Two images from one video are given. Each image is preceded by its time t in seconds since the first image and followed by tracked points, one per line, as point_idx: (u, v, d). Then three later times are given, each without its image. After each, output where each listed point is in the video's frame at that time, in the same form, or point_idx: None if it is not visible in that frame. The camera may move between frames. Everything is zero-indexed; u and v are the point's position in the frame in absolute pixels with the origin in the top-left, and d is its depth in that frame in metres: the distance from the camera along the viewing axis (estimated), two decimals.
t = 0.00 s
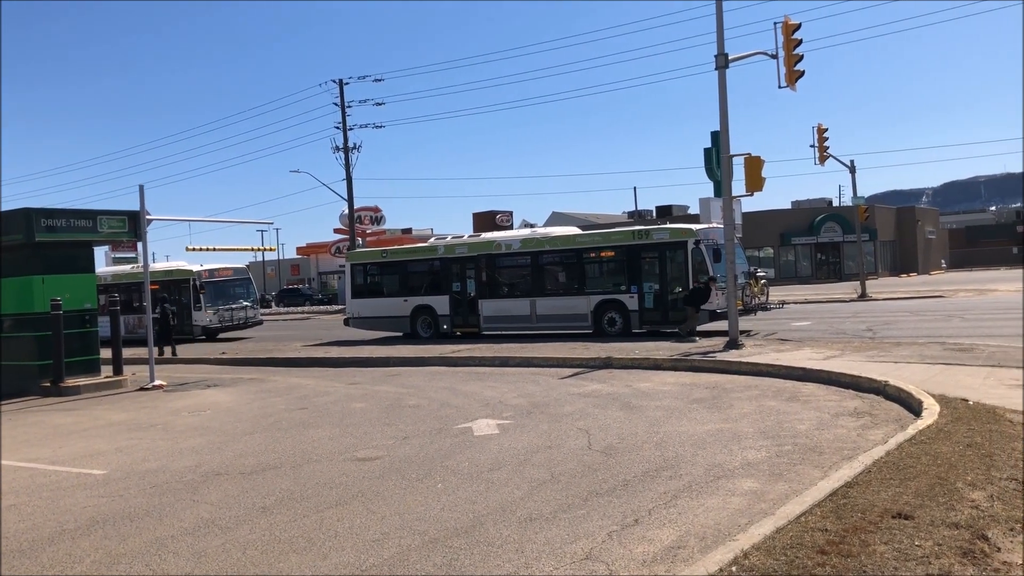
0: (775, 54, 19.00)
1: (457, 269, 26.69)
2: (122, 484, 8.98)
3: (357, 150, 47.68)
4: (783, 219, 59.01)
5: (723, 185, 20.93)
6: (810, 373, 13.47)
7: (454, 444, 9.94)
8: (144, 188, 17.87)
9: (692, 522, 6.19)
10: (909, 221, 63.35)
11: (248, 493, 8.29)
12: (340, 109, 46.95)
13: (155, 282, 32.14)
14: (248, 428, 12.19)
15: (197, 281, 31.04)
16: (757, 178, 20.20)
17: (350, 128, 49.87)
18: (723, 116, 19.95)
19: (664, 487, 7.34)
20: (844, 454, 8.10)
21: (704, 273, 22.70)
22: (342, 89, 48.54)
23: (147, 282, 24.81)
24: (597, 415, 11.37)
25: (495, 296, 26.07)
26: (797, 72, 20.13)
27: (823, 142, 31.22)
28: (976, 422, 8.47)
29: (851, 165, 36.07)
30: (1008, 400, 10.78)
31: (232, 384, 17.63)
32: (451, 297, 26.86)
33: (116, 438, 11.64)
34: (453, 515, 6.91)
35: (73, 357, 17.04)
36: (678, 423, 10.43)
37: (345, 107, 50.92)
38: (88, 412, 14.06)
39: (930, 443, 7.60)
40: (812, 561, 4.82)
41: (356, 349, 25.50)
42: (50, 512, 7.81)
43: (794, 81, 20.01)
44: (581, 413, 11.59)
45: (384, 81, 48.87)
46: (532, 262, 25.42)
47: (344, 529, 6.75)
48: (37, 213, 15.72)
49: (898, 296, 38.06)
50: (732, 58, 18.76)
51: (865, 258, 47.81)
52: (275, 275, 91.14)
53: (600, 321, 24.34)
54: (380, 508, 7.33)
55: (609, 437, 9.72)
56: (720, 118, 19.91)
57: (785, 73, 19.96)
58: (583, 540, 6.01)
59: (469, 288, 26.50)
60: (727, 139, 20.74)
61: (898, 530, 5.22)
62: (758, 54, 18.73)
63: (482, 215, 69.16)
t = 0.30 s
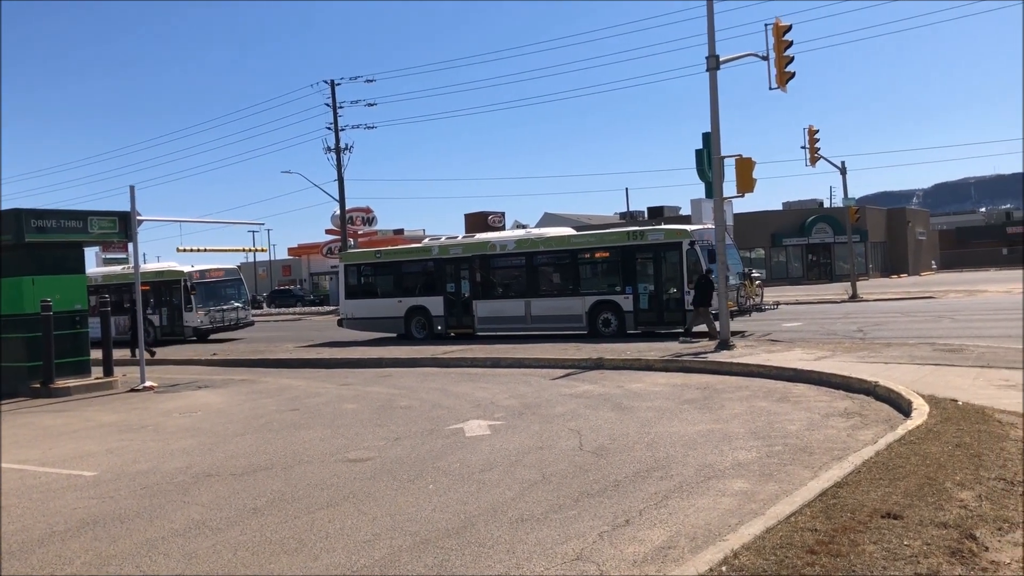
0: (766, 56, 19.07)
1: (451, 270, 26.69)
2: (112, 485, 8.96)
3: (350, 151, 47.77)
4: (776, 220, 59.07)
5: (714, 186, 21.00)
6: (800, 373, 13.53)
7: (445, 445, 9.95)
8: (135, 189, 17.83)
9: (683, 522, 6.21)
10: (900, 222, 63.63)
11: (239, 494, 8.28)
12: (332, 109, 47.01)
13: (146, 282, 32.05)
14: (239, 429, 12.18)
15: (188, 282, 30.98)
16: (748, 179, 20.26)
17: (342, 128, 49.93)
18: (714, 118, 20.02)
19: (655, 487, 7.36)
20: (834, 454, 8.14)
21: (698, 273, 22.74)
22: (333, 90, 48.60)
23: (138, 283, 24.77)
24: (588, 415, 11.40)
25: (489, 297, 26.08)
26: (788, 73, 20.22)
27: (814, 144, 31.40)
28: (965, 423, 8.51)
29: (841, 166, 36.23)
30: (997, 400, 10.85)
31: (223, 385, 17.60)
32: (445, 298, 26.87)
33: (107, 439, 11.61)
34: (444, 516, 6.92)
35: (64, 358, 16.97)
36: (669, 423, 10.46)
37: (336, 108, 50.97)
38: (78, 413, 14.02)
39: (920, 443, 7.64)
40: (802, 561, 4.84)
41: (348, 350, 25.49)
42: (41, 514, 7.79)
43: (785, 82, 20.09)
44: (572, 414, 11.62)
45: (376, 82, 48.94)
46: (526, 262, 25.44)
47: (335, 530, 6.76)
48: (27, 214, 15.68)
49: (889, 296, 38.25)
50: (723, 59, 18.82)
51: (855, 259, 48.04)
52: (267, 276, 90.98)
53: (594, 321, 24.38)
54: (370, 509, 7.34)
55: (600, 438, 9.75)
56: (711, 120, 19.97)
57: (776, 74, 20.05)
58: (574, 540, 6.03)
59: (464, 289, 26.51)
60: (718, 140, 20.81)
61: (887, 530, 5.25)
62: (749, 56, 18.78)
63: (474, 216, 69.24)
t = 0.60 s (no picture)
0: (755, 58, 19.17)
1: (443, 271, 26.68)
2: (101, 486, 8.94)
3: (340, 151, 47.85)
4: (766, 222, 59.19)
5: (704, 188, 21.07)
6: (789, 374, 13.60)
7: (435, 446, 9.96)
8: (124, 189, 17.78)
9: (671, 522, 6.23)
10: (889, 224, 63.93)
11: (228, 495, 8.27)
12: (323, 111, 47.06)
13: (136, 283, 31.95)
14: (229, 430, 12.16)
15: (177, 283, 30.89)
16: (737, 182, 20.34)
17: (332, 129, 49.96)
18: (704, 120, 20.10)
19: (644, 487, 7.40)
20: (821, 454, 8.19)
21: (690, 275, 22.80)
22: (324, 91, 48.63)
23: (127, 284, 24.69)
24: (577, 416, 11.43)
25: (480, 298, 26.09)
26: (777, 76, 20.32)
27: (803, 145, 31.56)
28: (951, 423, 8.56)
29: (831, 168, 36.42)
30: (984, 402, 10.92)
31: (213, 386, 17.56)
32: (437, 299, 26.86)
33: (96, 440, 11.58)
34: (433, 517, 6.93)
35: (53, 359, 16.91)
36: (659, 424, 10.50)
37: (327, 109, 51.01)
38: (66, 414, 13.97)
39: (906, 443, 7.69)
40: (789, 560, 4.87)
41: (338, 351, 25.47)
42: (28, 515, 7.77)
43: (774, 85, 20.20)
44: (562, 415, 11.64)
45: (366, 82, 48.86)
46: (518, 263, 25.46)
47: (324, 531, 6.76)
48: (16, 215, 15.61)
49: (877, 298, 38.44)
50: (712, 61, 18.90)
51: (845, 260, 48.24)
52: (257, 277, 90.74)
53: (586, 322, 24.43)
54: (360, 510, 7.34)
55: (590, 438, 9.78)
56: (701, 121, 20.02)
57: (765, 77, 20.15)
58: (563, 540, 6.05)
59: (456, 290, 26.51)
60: (708, 142, 20.89)
61: (873, 530, 5.29)
62: (738, 58, 18.85)
63: (465, 217, 69.27)
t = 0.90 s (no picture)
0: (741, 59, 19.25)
1: (431, 270, 26.67)
2: (86, 486, 8.91)
3: (327, 150, 47.80)
4: (754, 223, 59.40)
5: (691, 189, 21.14)
6: (775, 374, 13.66)
7: (421, 446, 9.97)
8: (110, 188, 17.71)
9: (656, 520, 6.27)
10: (875, 225, 64.32)
11: (213, 495, 8.26)
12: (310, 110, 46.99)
13: (122, 283, 31.80)
14: (215, 430, 12.13)
15: (164, 282, 30.76)
16: (724, 182, 20.41)
17: (320, 129, 49.90)
18: (691, 120, 20.17)
19: (629, 485, 7.44)
20: (805, 453, 8.24)
21: (676, 275, 22.87)
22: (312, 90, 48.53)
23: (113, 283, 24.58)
24: (564, 416, 11.45)
25: (468, 298, 26.09)
26: (764, 77, 20.42)
27: (790, 146, 31.69)
28: (933, 422, 8.63)
29: (817, 170, 36.61)
30: (968, 402, 11.00)
31: (199, 386, 17.50)
32: (424, 299, 26.85)
33: (81, 440, 11.53)
34: (419, 516, 6.94)
35: (38, 358, 16.83)
36: (645, 423, 10.53)
37: (315, 108, 50.92)
38: (51, 414, 13.91)
39: (889, 442, 7.75)
40: (771, 558, 4.91)
41: (325, 350, 25.43)
42: (12, 514, 7.74)
43: (761, 86, 20.30)
44: (548, 414, 11.67)
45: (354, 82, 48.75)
46: (505, 263, 25.47)
47: (309, 530, 6.76)
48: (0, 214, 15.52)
49: (865, 299, 38.56)
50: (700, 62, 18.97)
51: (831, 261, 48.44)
52: (244, 276, 90.43)
53: (574, 322, 24.48)
54: (346, 509, 7.35)
55: (576, 437, 9.81)
56: (688, 122, 20.11)
57: (751, 78, 20.25)
58: (548, 538, 6.07)
59: (444, 290, 26.50)
60: (695, 143, 20.97)
61: (855, 528, 5.32)
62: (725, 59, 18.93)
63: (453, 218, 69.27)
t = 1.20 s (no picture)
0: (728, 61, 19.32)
1: (417, 270, 26.64)
2: (68, 486, 8.85)
3: (313, 149, 47.77)
4: (739, 223, 59.70)
5: (677, 190, 21.19)
6: (760, 374, 13.70)
7: (406, 446, 9.95)
8: (93, 186, 17.59)
9: (640, 521, 6.27)
10: (860, 227, 64.63)
11: (196, 495, 8.21)
12: (296, 109, 46.86)
13: (106, 281, 31.60)
14: (199, 430, 12.07)
15: (148, 281, 30.60)
16: (710, 184, 20.48)
17: (306, 128, 49.74)
18: (677, 121, 20.22)
19: (613, 485, 7.45)
20: (790, 454, 8.28)
21: (662, 275, 22.93)
22: (298, 89, 48.36)
23: (97, 281, 24.43)
24: (549, 416, 11.44)
25: (454, 297, 26.07)
26: (749, 79, 20.52)
27: (776, 147, 31.84)
28: (916, 423, 8.69)
29: (802, 171, 36.84)
30: (950, 403, 11.08)
31: (184, 386, 17.41)
32: (411, 299, 26.81)
33: (63, 439, 11.44)
34: (403, 516, 6.92)
35: (20, 357, 16.71)
36: (630, 423, 10.54)
37: (301, 107, 50.77)
38: (33, 413, 13.80)
39: (873, 442, 7.78)
40: (754, 558, 4.92)
41: (311, 350, 25.35)
42: None
43: (747, 88, 20.41)
44: (534, 414, 11.67)
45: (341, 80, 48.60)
46: (492, 263, 25.46)
47: (292, 531, 6.73)
48: None
49: (850, 300, 38.74)
50: (686, 64, 19.02)
51: (817, 262, 48.66)
52: (230, 275, 90.03)
53: (560, 322, 24.51)
54: (330, 509, 7.32)
55: (561, 437, 9.81)
56: (674, 123, 20.16)
57: (737, 79, 20.34)
58: (532, 539, 6.07)
59: (430, 289, 26.47)
60: (681, 143, 21.02)
61: (837, 528, 5.34)
62: (711, 61, 18.99)
63: (440, 217, 69.21)
